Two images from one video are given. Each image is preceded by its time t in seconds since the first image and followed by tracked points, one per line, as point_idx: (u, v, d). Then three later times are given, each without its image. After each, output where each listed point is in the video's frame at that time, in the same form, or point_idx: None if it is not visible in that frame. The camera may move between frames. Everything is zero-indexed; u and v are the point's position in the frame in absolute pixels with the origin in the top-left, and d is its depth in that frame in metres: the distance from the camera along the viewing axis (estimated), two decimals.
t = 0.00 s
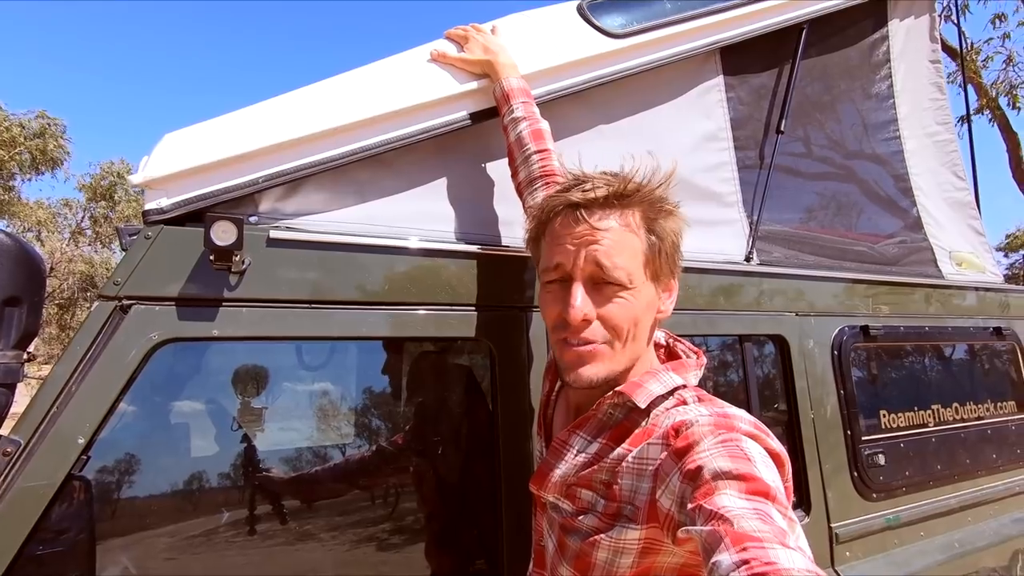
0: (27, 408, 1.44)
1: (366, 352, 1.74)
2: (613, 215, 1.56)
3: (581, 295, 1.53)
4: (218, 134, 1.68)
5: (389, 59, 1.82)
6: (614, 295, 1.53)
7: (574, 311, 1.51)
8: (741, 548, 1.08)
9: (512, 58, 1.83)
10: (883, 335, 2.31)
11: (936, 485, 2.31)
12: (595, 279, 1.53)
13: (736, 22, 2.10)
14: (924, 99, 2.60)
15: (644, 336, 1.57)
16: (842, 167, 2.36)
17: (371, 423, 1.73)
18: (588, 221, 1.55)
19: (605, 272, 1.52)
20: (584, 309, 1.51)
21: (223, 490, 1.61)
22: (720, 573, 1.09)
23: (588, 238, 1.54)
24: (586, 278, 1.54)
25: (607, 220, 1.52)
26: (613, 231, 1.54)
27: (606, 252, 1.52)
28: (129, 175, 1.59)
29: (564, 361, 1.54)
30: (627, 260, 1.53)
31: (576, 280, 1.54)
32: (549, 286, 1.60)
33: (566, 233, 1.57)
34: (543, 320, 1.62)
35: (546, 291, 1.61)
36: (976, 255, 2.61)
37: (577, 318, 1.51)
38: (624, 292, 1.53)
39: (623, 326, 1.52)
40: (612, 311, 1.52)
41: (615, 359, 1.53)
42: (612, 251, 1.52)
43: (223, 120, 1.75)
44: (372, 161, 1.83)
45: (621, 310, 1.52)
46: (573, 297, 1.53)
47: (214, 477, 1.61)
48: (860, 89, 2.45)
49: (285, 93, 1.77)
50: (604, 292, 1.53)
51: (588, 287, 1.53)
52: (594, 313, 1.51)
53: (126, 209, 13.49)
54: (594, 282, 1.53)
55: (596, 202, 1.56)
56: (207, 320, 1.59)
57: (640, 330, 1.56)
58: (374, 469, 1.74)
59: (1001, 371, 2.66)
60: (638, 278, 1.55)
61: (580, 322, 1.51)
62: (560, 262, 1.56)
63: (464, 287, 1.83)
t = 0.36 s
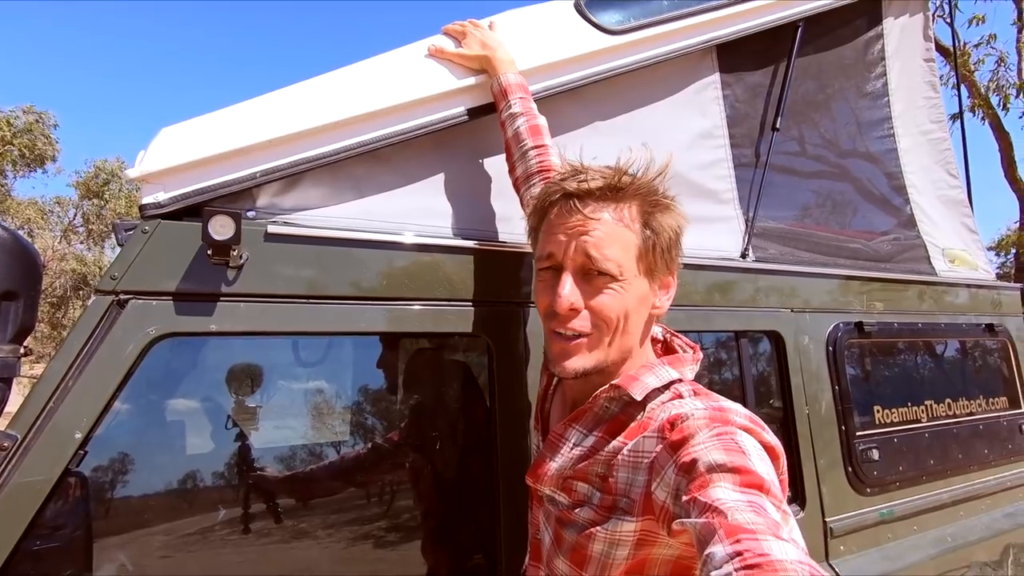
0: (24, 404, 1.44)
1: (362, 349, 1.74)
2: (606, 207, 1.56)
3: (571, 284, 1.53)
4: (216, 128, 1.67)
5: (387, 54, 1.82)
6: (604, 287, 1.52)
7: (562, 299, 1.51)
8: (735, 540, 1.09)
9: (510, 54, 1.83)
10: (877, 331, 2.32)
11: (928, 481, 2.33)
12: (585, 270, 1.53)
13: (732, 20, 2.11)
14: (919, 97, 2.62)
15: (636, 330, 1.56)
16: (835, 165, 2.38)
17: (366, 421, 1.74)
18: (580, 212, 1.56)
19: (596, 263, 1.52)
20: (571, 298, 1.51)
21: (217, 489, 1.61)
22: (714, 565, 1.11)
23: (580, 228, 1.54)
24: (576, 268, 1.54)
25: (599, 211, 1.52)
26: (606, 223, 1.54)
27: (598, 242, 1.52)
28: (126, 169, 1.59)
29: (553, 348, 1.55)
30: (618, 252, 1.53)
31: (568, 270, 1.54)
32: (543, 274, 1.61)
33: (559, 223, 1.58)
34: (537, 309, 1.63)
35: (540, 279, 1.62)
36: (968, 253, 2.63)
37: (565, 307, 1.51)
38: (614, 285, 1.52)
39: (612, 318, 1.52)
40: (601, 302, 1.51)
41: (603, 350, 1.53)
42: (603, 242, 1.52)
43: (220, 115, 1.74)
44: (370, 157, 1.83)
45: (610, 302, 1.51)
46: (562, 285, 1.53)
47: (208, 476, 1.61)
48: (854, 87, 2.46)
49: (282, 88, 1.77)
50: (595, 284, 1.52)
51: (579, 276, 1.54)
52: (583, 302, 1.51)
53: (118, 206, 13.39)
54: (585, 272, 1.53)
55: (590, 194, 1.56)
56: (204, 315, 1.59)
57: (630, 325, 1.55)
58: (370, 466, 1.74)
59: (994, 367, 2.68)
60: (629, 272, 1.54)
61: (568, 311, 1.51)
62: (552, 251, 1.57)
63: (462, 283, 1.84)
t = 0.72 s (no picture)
0: (15, 403, 1.41)
1: (356, 348, 1.71)
2: (608, 205, 1.55)
3: (573, 284, 1.52)
4: (212, 124, 1.64)
5: (387, 49, 1.79)
6: (607, 286, 1.52)
7: (565, 300, 1.50)
8: (743, 542, 1.09)
9: (511, 51, 1.82)
10: (872, 331, 2.34)
11: (921, 479, 2.36)
12: (587, 269, 1.52)
13: (730, 19, 2.11)
14: (911, 99, 2.64)
15: (639, 329, 1.56)
16: (828, 166, 2.39)
17: (357, 420, 1.71)
18: (582, 211, 1.54)
19: (599, 262, 1.51)
20: (574, 298, 1.50)
21: (205, 488, 1.58)
22: (722, 566, 1.10)
23: (582, 227, 1.53)
24: (578, 268, 1.53)
25: (601, 210, 1.51)
26: (608, 222, 1.53)
27: (600, 241, 1.51)
28: (121, 165, 1.55)
29: (557, 349, 1.54)
30: (621, 251, 1.52)
31: (570, 270, 1.53)
32: (544, 274, 1.59)
33: (560, 223, 1.56)
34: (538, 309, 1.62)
35: (540, 280, 1.60)
36: (959, 253, 2.66)
37: (568, 307, 1.50)
38: (617, 284, 1.51)
39: (616, 318, 1.51)
40: (604, 301, 1.50)
41: (606, 350, 1.52)
42: (605, 241, 1.51)
43: (217, 110, 1.71)
44: (369, 153, 1.81)
45: (614, 301, 1.50)
46: (564, 286, 1.52)
47: (196, 474, 1.57)
48: (849, 88, 2.48)
49: (280, 82, 1.74)
50: (598, 283, 1.51)
51: (581, 276, 1.52)
52: (586, 302, 1.50)
53: (104, 201, 13.18)
54: (587, 272, 1.52)
55: (590, 193, 1.55)
56: (200, 314, 1.56)
57: (633, 323, 1.54)
58: (365, 466, 1.72)
59: (984, 366, 2.71)
60: (632, 271, 1.53)
61: (571, 311, 1.49)
62: (553, 252, 1.56)
63: (461, 282, 1.82)
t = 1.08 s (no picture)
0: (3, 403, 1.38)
1: (346, 347, 1.70)
2: (591, 207, 1.54)
3: (558, 286, 1.52)
4: (205, 119, 1.63)
5: (383, 46, 1.78)
6: (592, 288, 1.51)
7: (549, 302, 1.50)
8: (738, 539, 1.09)
9: (506, 51, 1.82)
10: (860, 331, 2.37)
11: (906, 477, 2.39)
12: (572, 272, 1.52)
13: (722, 22, 2.13)
14: (898, 103, 2.67)
15: (630, 329, 1.55)
16: (816, 168, 2.42)
17: (346, 419, 1.70)
18: (564, 214, 1.54)
19: (582, 265, 1.50)
20: (558, 299, 1.50)
21: (189, 488, 1.56)
22: (717, 563, 1.11)
23: (565, 231, 1.53)
24: (563, 270, 1.53)
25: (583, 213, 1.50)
26: (591, 224, 1.52)
27: (583, 244, 1.51)
28: (112, 160, 1.53)
29: (545, 350, 1.55)
30: (605, 253, 1.51)
31: (555, 272, 1.53)
32: (533, 276, 1.60)
33: (546, 227, 1.56)
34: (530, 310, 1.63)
35: (530, 282, 1.61)
36: (944, 255, 2.71)
37: (553, 310, 1.50)
38: (601, 286, 1.50)
39: (602, 319, 1.50)
40: (590, 303, 1.49)
41: (595, 351, 1.51)
42: (588, 244, 1.50)
43: (210, 105, 1.69)
44: (363, 151, 1.79)
45: (599, 303, 1.50)
46: (549, 288, 1.52)
47: (180, 474, 1.55)
48: (837, 91, 2.51)
49: (275, 78, 1.72)
50: (583, 285, 1.51)
51: (566, 279, 1.52)
52: (570, 303, 1.50)
53: (88, 197, 12.94)
54: (572, 274, 1.52)
55: (572, 197, 1.54)
56: (192, 312, 1.54)
57: (620, 325, 1.53)
58: (356, 465, 1.71)
59: (967, 366, 2.76)
60: (617, 273, 1.52)
61: (555, 313, 1.50)
62: (539, 255, 1.56)
63: (455, 281, 1.82)
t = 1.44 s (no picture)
0: None
1: (337, 346, 1.68)
2: (608, 206, 1.55)
3: (572, 285, 1.52)
4: (200, 115, 1.60)
5: (381, 43, 1.77)
6: (606, 288, 1.52)
7: (563, 301, 1.51)
8: (741, 541, 1.10)
9: (505, 49, 1.82)
10: (850, 331, 2.42)
11: (894, 475, 2.44)
12: (586, 270, 1.52)
13: (716, 24, 2.14)
14: (886, 106, 2.72)
15: (639, 330, 1.57)
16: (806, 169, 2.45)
17: (333, 420, 1.67)
18: (581, 213, 1.54)
19: (598, 264, 1.51)
20: (572, 299, 1.51)
21: (171, 490, 1.52)
22: (720, 565, 1.12)
23: (582, 229, 1.53)
24: (577, 269, 1.53)
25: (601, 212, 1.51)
26: (608, 224, 1.53)
27: (599, 242, 1.51)
28: (105, 155, 1.50)
29: (556, 348, 1.55)
30: (621, 253, 1.52)
31: (569, 271, 1.53)
32: (545, 274, 1.60)
33: (560, 225, 1.56)
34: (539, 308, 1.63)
35: (541, 279, 1.61)
36: (929, 256, 2.77)
37: (567, 308, 1.51)
38: (616, 286, 1.51)
39: (614, 319, 1.51)
40: (603, 303, 1.50)
41: (606, 351, 1.53)
42: (605, 243, 1.51)
43: (205, 101, 1.67)
44: (361, 149, 1.78)
45: (612, 303, 1.51)
46: (563, 286, 1.53)
47: (162, 475, 1.51)
48: (826, 95, 2.54)
49: (271, 74, 1.70)
50: (597, 284, 1.52)
51: (581, 277, 1.52)
52: (584, 303, 1.51)
53: (66, 194, 12.66)
54: (587, 273, 1.52)
55: (590, 195, 1.55)
56: (187, 310, 1.51)
57: (632, 325, 1.54)
58: (345, 466, 1.69)
59: (952, 366, 2.82)
60: (631, 273, 1.54)
61: (569, 312, 1.50)
62: (553, 253, 1.56)
63: (452, 280, 1.81)
